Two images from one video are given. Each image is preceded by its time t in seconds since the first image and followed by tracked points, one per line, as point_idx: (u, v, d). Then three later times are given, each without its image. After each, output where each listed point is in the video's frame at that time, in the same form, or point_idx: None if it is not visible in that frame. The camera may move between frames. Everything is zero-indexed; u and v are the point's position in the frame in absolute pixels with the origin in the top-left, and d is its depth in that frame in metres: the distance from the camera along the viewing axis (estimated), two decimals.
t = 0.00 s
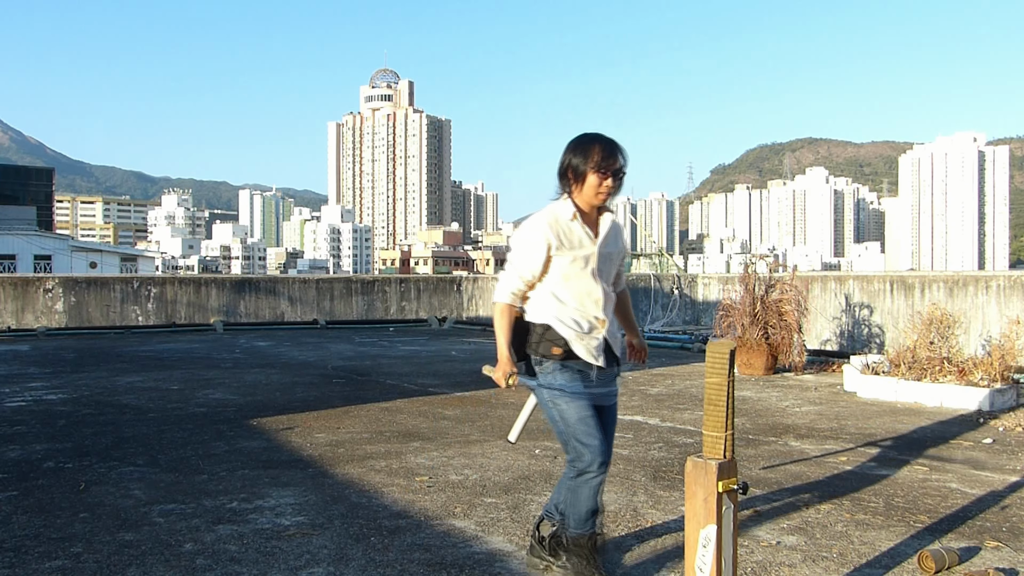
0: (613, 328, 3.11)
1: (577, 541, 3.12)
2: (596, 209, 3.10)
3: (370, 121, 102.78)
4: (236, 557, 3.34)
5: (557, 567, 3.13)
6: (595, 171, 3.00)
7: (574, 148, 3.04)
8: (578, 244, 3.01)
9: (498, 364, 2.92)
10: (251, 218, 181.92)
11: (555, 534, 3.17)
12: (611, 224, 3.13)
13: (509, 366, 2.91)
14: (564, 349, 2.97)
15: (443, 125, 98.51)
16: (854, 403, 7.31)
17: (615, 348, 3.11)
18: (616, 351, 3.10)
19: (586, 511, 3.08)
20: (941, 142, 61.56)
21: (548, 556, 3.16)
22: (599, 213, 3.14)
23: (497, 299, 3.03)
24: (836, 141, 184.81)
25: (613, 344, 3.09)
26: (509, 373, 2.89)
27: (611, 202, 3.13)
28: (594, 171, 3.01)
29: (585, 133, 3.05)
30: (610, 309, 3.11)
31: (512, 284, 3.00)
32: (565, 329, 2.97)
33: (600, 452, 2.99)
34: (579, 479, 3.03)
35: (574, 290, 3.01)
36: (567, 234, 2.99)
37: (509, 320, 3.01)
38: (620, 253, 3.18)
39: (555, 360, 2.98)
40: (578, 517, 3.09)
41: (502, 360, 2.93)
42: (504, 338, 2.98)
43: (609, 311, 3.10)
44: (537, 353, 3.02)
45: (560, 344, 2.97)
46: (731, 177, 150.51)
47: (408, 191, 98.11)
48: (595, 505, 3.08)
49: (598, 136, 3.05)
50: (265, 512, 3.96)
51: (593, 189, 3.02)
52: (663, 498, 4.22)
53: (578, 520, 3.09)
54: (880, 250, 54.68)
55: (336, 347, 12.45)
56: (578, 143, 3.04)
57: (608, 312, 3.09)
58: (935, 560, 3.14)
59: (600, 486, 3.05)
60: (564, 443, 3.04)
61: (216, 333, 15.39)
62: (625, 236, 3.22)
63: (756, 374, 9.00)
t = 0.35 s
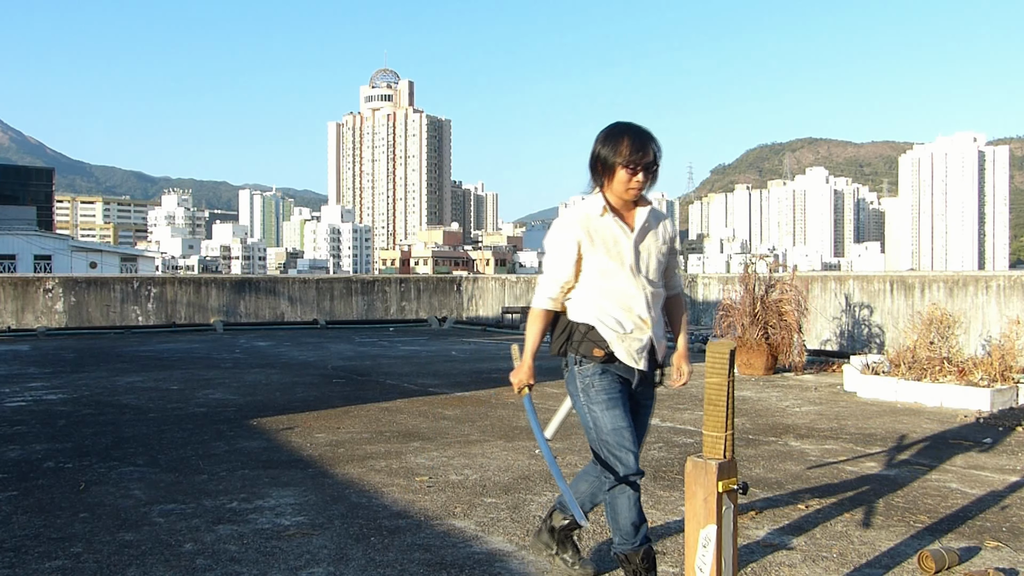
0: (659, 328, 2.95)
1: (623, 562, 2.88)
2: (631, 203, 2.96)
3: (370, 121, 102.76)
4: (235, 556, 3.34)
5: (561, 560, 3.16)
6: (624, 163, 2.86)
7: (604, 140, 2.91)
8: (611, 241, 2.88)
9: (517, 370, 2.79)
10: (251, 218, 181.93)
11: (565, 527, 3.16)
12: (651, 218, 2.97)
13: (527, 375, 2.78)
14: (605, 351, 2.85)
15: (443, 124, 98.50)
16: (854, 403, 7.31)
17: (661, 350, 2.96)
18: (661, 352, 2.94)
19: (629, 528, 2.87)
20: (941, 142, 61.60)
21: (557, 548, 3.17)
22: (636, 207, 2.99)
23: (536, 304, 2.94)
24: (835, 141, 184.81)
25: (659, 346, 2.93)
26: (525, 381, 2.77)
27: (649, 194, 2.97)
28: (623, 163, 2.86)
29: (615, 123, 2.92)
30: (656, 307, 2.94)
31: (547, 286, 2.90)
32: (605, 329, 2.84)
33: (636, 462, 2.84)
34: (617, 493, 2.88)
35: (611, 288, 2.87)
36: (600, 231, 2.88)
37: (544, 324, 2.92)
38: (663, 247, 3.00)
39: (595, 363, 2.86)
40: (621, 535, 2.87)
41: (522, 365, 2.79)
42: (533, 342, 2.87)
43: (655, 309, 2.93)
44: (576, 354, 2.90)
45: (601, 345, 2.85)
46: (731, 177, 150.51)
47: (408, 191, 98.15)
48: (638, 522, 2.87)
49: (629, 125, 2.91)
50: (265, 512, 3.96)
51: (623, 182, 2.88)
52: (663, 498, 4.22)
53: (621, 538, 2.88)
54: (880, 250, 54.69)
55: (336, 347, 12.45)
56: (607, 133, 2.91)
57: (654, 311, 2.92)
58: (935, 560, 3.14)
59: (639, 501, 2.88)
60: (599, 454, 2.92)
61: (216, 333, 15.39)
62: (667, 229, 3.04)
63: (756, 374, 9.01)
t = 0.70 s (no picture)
0: (675, 334, 2.93)
1: (629, 561, 2.92)
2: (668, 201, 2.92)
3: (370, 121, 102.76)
4: (235, 556, 3.34)
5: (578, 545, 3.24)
6: (660, 159, 2.83)
7: (644, 134, 2.88)
8: (637, 236, 2.87)
9: (544, 361, 2.76)
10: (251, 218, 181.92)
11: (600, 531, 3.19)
12: (684, 218, 2.93)
13: (555, 366, 2.74)
14: (617, 351, 2.83)
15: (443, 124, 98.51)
16: (854, 403, 7.31)
17: (674, 357, 2.93)
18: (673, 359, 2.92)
19: (637, 531, 2.89)
20: (941, 142, 61.60)
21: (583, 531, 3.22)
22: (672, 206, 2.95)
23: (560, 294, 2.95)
24: (835, 141, 184.83)
25: (672, 352, 2.91)
26: (553, 372, 2.73)
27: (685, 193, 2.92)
28: (659, 158, 2.83)
29: (656, 118, 2.88)
30: (677, 311, 2.91)
31: (572, 276, 2.92)
32: (618, 326, 2.83)
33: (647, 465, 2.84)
34: (627, 495, 2.88)
35: (631, 286, 2.85)
36: (626, 227, 2.89)
37: (569, 314, 2.92)
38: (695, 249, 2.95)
39: (608, 362, 2.84)
40: (628, 536, 2.90)
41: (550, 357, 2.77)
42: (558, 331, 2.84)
43: (675, 312, 2.90)
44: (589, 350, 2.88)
45: (615, 344, 2.84)
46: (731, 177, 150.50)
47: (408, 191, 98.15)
48: (646, 525, 2.89)
49: (668, 121, 2.87)
50: (265, 512, 3.96)
51: (657, 178, 2.85)
52: (663, 498, 4.22)
53: (628, 540, 2.90)
54: (880, 250, 54.69)
55: (336, 347, 12.45)
56: (647, 128, 2.87)
57: (674, 315, 2.89)
58: (935, 560, 3.14)
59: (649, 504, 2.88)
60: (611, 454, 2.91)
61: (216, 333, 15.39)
62: (705, 230, 2.97)
63: (756, 374, 9.02)
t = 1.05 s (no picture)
0: (679, 341, 2.90)
1: (632, 561, 2.92)
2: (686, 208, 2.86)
3: (370, 121, 102.73)
4: (236, 556, 3.34)
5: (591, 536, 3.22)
6: (683, 166, 2.76)
7: (669, 136, 2.79)
8: (648, 241, 2.86)
9: (546, 354, 2.77)
10: (251, 218, 181.92)
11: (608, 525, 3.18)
12: (700, 225, 2.88)
13: (556, 359, 2.74)
14: (615, 354, 2.86)
15: (443, 124, 98.54)
16: (854, 403, 7.32)
17: (674, 363, 2.91)
18: (675, 364, 2.90)
19: (639, 531, 2.89)
20: (941, 142, 61.59)
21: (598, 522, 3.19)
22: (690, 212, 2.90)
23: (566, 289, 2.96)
24: (835, 141, 184.80)
25: (673, 357, 2.89)
26: (554, 365, 2.73)
27: (706, 200, 2.87)
28: (683, 165, 2.75)
29: (683, 122, 2.79)
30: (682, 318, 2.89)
31: (579, 272, 2.91)
32: (617, 330, 2.85)
33: (649, 465, 2.84)
34: (629, 494, 2.89)
35: (636, 290, 2.85)
36: (638, 231, 2.87)
37: (573, 309, 2.92)
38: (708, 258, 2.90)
39: (606, 364, 2.87)
40: (630, 536, 2.90)
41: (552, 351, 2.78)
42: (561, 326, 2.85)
43: (679, 319, 2.88)
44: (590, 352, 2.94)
45: (613, 348, 2.86)
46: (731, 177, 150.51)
47: (408, 191, 98.16)
48: (648, 525, 2.89)
49: (697, 127, 2.78)
50: (265, 512, 3.96)
51: (679, 184, 2.78)
52: (663, 498, 4.22)
53: (631, 539, 2.91)
54: (880, 250, 54.70)
55: (336, 348, 12.45)
56: (673, 131, 2.79)
57: (678, 323, 2.87)
58: (935, 560, 3.14)
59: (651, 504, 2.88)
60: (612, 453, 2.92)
61: (216, 333, 15.39)
62: (723, 238, 2.91)
63: (756, 374, 9.03)
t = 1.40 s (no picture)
0: (680, 336, 2.90)
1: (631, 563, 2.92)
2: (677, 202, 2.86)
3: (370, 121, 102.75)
4: (236, 556, 3.34)
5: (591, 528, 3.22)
6: (671, 162, 2.75)
7: (654, 133, 2.79)
8: (644, 239, 2.85)
9: (541, 360, 2.76)
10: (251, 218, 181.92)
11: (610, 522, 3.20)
12: (693, 218, 2.87)
13: (550, 366, 2.76)
14: (615, 356, 2.85)
15: (443, 124, 98.52)
16: (854, 403, 7.32)
17: (676, 359, 2.91)
18: (677, 361, 2.90)
19: (637, 533, 2.89)
20: (942, 142, 61.58)
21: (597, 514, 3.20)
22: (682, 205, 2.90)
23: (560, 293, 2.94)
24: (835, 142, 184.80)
25: (674, 355, 2.90)
26: (548, 372, 2.74)
27: (696, 193, 2.86)
28: (670, 161, 2.75)
29: (668, 117, 2.78)
30: (682, 313, 2.89)
31: (573, 276, 2.89)
32: (618, 333, 2.84)
33: (648, 469, 2.84)
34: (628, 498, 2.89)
35: (636, 290, 2.83)
36: (632, 229, 2.86)
37: (567, 314, 2.92)
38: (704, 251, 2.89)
39: (606, 366, 2.87)
40: (629, 539, 2.90)
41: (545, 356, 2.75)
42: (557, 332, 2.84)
43: (678, 316, 2.88)
44: (590, 354, 2.93)
45: (613, 350, 2.85)
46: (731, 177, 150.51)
47: (408, 191, 98.17)
48: (647, 527, 2.89)
49: (682, 121, 2.77)
50: (265, 512, 3.96)
51: (667, 181, 2.78)
52: (663, 498, 4.22)
53: (629, 542, 2.90)
54: (880, 250, 54.69)
55: (336, 347, 12.45)
56: (658, 127, 2.78)
57: (679, 318, 2.87)
58: (935, 560, 3.14)
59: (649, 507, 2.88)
60: (611, 456, 2.92)
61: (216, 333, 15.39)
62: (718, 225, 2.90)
63: (756, 374, 9.03)
